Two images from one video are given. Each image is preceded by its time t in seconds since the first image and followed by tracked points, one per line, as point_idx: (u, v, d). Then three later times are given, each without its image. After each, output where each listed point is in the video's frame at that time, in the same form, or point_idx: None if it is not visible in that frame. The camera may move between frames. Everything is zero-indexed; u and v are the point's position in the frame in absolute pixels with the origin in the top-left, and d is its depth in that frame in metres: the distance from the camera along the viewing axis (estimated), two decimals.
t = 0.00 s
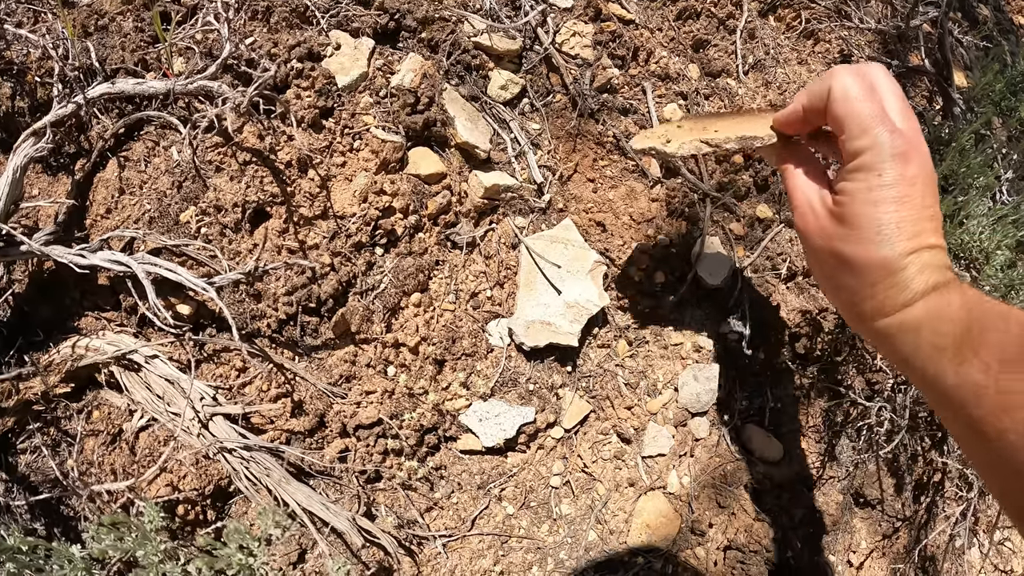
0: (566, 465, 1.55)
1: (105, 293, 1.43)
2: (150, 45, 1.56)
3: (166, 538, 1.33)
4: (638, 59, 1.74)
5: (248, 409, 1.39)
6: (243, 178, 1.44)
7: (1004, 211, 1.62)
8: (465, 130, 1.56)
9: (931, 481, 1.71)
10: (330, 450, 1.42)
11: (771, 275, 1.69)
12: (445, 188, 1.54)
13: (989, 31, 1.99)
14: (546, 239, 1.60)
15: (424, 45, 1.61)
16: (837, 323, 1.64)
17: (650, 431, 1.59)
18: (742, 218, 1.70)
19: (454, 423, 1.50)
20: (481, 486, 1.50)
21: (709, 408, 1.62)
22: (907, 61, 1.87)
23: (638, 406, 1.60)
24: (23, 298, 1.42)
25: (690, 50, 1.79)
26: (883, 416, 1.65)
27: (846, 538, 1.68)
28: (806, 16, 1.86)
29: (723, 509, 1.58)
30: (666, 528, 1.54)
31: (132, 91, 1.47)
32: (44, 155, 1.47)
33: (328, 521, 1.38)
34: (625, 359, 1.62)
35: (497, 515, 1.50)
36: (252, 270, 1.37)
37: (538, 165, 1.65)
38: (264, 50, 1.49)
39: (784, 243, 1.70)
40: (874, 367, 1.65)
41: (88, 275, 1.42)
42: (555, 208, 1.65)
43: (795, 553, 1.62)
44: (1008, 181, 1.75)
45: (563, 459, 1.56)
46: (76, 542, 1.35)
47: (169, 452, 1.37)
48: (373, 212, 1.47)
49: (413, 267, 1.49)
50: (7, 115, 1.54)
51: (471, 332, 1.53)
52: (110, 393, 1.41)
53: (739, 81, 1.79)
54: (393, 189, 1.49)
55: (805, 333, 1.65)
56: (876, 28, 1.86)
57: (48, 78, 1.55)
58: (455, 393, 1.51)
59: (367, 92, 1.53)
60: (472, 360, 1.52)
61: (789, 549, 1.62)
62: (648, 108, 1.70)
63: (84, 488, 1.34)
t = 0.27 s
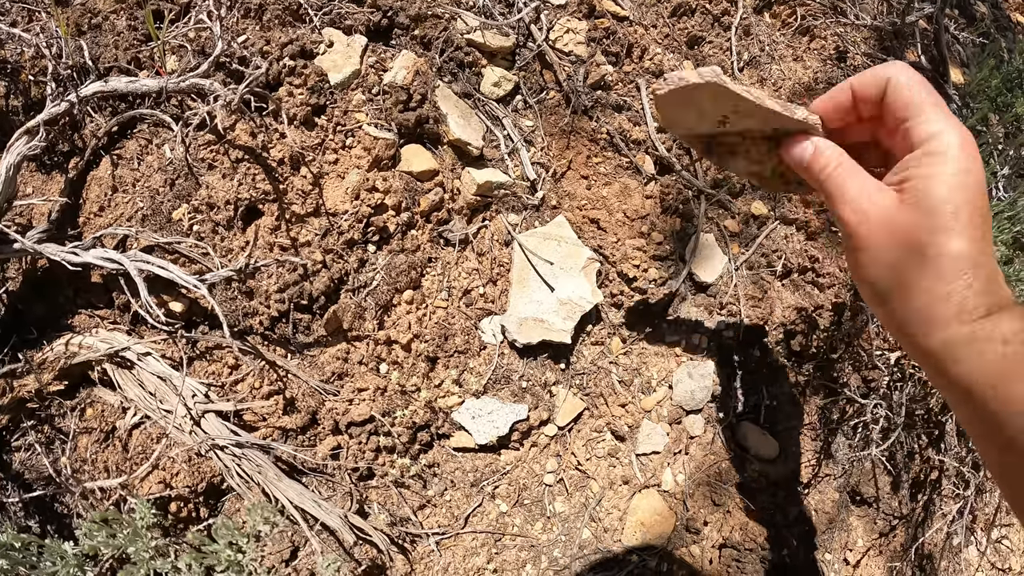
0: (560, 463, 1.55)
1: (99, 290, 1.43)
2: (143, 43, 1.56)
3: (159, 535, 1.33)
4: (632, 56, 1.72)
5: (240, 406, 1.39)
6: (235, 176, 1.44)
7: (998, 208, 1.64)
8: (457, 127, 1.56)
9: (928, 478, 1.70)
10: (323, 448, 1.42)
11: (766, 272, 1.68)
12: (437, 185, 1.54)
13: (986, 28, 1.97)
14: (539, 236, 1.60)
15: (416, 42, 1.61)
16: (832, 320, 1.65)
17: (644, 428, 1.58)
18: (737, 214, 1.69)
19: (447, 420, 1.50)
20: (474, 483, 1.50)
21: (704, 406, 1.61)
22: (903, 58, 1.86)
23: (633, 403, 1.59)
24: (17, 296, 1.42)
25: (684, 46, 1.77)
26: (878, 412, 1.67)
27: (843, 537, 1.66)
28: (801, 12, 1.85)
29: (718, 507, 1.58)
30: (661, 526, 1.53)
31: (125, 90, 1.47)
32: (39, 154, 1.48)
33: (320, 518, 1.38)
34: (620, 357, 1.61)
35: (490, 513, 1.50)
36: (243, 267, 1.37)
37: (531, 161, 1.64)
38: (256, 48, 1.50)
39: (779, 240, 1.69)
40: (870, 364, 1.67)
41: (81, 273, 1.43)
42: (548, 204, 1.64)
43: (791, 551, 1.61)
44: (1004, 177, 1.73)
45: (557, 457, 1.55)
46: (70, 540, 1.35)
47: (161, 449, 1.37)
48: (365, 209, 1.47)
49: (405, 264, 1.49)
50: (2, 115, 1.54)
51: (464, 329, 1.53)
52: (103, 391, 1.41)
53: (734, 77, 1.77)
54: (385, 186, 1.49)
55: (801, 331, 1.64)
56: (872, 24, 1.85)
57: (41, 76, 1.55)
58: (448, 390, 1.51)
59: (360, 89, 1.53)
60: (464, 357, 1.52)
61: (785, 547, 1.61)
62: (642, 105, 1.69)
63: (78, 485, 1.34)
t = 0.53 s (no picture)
0: (557, 458, 1.55)
1: (95, 286, 1.43)
2: (139, 38, 1.55)
3: (155, 528, 1.33)
4: (629, 52, 1.71)
5: (236, 400, 1.39)
6: (231, 171, 1.43)
7: (994, 202, 1.64)
8: (453, 122, 1.56)
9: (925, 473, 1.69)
10: (319, 442, 1.43)
11: (763, 267, 1.68)
12: (433, 179, 1.55)
13: (984, 23, 1.97)
14: (534, 230, 1.60)
15: (413, 37, 1.60)
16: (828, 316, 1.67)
17: (641, 423, 1.58)
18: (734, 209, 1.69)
19: (443, 415, 1.50)
20: (471, 478, 1.50)
21: (701, 400, 1.60)
22: (901, 52, 1.85)
23: (630, 398, 1.59)
24: (13, 291, 1.42)
25: (682, 42, 1.74)
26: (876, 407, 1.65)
27: (841, 532, 1.66)
28: (798, 8, 1.85)
29: (715, 502, 1.58)
30: (658, 521, 1.53)
31: (122, 85, 1.46)
32: (35, 149, 1.47)
33: (316, 513, 1.38)
34: (616, 352, 1.61)
35: (487, 508, 1.49)
36: (238, 261, 1.37)
37: (527, 156, 1.64)
38: (252, 43, 1.49)
39: (777, 235, 1.69)
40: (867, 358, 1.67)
41: (78, 268, 1.42)
42: (544, 199, 1.65)
43: (789, 546, 1.61)
44: (1001, 172, 1.74)
45: (554, 452, 1.55)
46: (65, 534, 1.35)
47: (157, 444, 1.37)
48: (361, 204, 1.47)
49: (401, 259, 1.49)
50: None
51: (460, 324, 1.53)
52: (99, 385, 1.41)
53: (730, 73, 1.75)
54: (381, 180, 1.48)
55: (798, 325, 1.66)
56: (869, 20, 1.84)
57: (37, 73, 1.55)
58: (444, 384, 1.51)
59: (356, 85, 1.53)
60: (460, 352, 1.52)
61: (783, 542, 1.61)
62: (639, 100, 1.69)
63: (74, 479, 1.34)
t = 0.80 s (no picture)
0: (554, 456, 1.55)
1: (94, 285, 1.44)
2: (137, 39, 1.55)
3: (154, 526, 1.34)
4: (626, 50, 1.71)
5: (234, 398, 1.39)
6: (230, 170, 1.44)
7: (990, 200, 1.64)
8: (450, 121, 1.56)
9: (922, 469, 1.69)
10: (317, 440, 1.43)
11: (760, 265, 1.68)
12: (430, 178, 1.55)
13: (981, 21, 1.97)
14: (531, 228, 1.61)
15: (410, 37, 1.61)
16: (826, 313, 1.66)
17: (638, 420, 1.59)
18: (731, 207, 1.69)
19: (441, 412, 1.51)
20: (469, 476, 1.50)
21: (697, 398, 1.61)
22: (898, 50, 1.85)
23: (627, 395, 1.60)
24: (13, 291, 1.42)
25: (679, 40, 1.74)
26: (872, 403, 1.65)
27: (839, 529, 1.66)
28: (795, 5, 1.84)
29: (712, 499, 1.58)
30: (655, 518, 1.53)
31: (120, 85, 1.47)
32: (34, 149, 1.47)
33: (314, 510, 1.39)
34: (614, 350, 1.61)
35: (485, 505, 1.50)
36: (237, 260, 1.36)
37: (524, 155, 1.65)
38: (250, 42, 1.49)
39: (774, 233, 1.69)
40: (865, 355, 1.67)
41: (77, 267, 1.42)
42: (541, 197, 1.66)
43: (786, 543, 1.62)
44: (998, 169, 1.74)
45: (551, 449, 1.55)
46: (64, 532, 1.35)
47: (156, 441, 1.37)
48: (359, 202, 1.47)
49: (399, 257, 1.50)
50: None
51: (458, 322, 1.54)
52: (99, 384, 1.41)
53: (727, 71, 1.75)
54: (378, 179, 1.49)
55: (795, 322, 1.65)
56: (866, 17, 1.84)
57: (36, 73, 1.55)
58: (441, 382, 1.51)
59: (354, 84, 1.53)
60: (458, 349, 1.53)
61: (780, 539, 1.61)
62: (635, 98, 1.69)
63: (75, 477, 1.35)
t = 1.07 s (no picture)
0: (552, 454, 1.55)
1: (93, 284, 1.44)
2: (135, 38, 1.56)
3: (154, 525, 1.34)
4: (623, 48, 1.72)
5: (233, 396, 1.39)
6: (228, 169, 1.44)
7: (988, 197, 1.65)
8: (448, 119, 1.56)
9: (919, 465, 1.69)
10: (315, 438, 1.43)
11: (758, 263, 1.68)
12: (428, 176, 1.55)
13: (979, 19, 1.97)
14: (529, 225, 1.62)
15: (407, 36, 1.61)
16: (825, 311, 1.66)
17: (637, 418, 1.59)
18: (729, 205, 1.69)
19: (439, 411, 1.51)
20: (467, 474, 1.51)
21: (696, 396, 1.61)
22: (896, 48, 1.85)
23: (625, 393, 1.60)
24: (12, 290, 1.42)
25: (676, 39, 1.74)
26: (871, 401, 1.66)
27: (837, 527, 1.67)
28: (793, 4, 1.84)
29: (711, 497, 1.58)
30: (655, 516, 1.53)
31: (119, 85, 1.47)
32: (33, 149, 1.47)
33: (313, 508, 1.39)
34: (613, 348, 1.61)
35: (484, 503, 1.50)
36: (235, 258, 1.37)
37: (522, 153, 1.65)
38: (248, 42, 1.49)
39: (772, 231, 1.69)
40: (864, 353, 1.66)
41: (76, 266, 1.43)
42: (539, 196, 1.66)
43: (785, 541, 1.62)
44: (996, 167, 1.74)
45: (550, 447, 1.56)
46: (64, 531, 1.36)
47: (156, 440, 1.38)
48: (356, 201, 1.47)
49: (397, 256, 1.50)
50: None
51: (456, 320, 1.54)
52: (97, 383, 1.41)
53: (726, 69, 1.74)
54: (376, 178, 1.49)
55: (793, 321, 1.66)
56: (864, 16, 1.84)
57: (34, 72, 1.55)
58: (440, 380, 1.52)
59: (351, 83, 1.53)
60: (456, 348, 1.53)
61: (779, 537, 1.61)
62: (633, 97, 1.69)
63: (74, 476, 1.36)
